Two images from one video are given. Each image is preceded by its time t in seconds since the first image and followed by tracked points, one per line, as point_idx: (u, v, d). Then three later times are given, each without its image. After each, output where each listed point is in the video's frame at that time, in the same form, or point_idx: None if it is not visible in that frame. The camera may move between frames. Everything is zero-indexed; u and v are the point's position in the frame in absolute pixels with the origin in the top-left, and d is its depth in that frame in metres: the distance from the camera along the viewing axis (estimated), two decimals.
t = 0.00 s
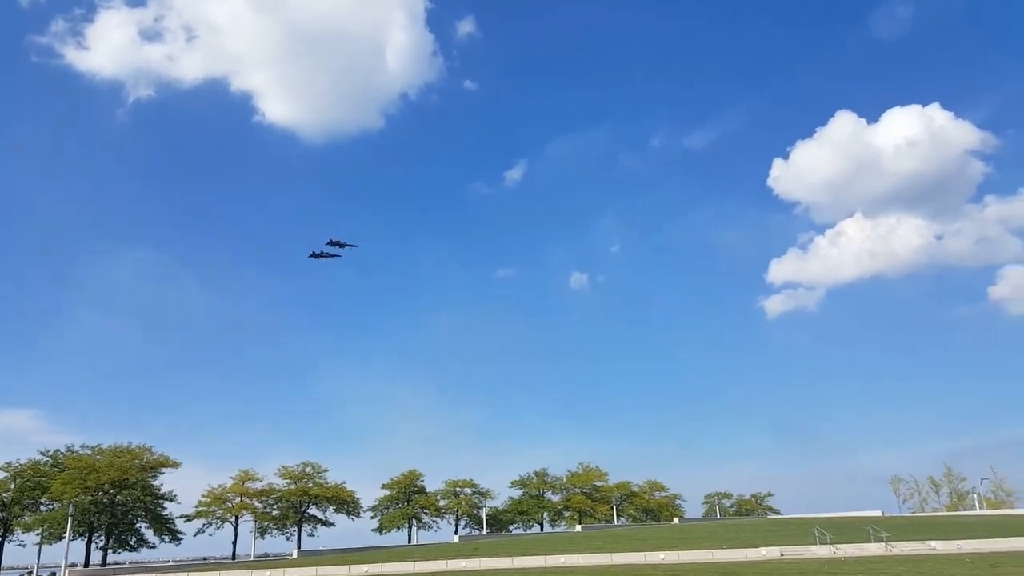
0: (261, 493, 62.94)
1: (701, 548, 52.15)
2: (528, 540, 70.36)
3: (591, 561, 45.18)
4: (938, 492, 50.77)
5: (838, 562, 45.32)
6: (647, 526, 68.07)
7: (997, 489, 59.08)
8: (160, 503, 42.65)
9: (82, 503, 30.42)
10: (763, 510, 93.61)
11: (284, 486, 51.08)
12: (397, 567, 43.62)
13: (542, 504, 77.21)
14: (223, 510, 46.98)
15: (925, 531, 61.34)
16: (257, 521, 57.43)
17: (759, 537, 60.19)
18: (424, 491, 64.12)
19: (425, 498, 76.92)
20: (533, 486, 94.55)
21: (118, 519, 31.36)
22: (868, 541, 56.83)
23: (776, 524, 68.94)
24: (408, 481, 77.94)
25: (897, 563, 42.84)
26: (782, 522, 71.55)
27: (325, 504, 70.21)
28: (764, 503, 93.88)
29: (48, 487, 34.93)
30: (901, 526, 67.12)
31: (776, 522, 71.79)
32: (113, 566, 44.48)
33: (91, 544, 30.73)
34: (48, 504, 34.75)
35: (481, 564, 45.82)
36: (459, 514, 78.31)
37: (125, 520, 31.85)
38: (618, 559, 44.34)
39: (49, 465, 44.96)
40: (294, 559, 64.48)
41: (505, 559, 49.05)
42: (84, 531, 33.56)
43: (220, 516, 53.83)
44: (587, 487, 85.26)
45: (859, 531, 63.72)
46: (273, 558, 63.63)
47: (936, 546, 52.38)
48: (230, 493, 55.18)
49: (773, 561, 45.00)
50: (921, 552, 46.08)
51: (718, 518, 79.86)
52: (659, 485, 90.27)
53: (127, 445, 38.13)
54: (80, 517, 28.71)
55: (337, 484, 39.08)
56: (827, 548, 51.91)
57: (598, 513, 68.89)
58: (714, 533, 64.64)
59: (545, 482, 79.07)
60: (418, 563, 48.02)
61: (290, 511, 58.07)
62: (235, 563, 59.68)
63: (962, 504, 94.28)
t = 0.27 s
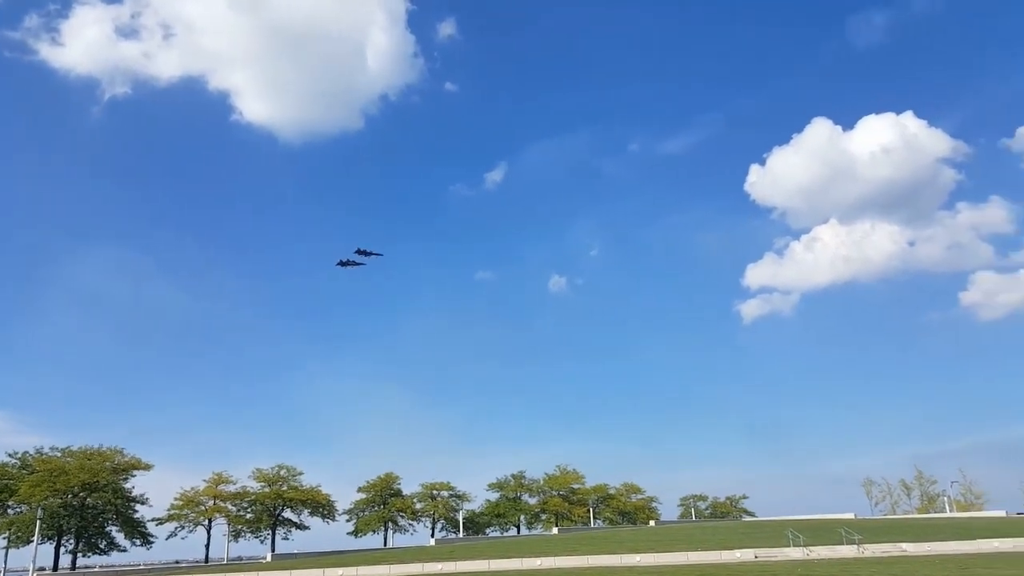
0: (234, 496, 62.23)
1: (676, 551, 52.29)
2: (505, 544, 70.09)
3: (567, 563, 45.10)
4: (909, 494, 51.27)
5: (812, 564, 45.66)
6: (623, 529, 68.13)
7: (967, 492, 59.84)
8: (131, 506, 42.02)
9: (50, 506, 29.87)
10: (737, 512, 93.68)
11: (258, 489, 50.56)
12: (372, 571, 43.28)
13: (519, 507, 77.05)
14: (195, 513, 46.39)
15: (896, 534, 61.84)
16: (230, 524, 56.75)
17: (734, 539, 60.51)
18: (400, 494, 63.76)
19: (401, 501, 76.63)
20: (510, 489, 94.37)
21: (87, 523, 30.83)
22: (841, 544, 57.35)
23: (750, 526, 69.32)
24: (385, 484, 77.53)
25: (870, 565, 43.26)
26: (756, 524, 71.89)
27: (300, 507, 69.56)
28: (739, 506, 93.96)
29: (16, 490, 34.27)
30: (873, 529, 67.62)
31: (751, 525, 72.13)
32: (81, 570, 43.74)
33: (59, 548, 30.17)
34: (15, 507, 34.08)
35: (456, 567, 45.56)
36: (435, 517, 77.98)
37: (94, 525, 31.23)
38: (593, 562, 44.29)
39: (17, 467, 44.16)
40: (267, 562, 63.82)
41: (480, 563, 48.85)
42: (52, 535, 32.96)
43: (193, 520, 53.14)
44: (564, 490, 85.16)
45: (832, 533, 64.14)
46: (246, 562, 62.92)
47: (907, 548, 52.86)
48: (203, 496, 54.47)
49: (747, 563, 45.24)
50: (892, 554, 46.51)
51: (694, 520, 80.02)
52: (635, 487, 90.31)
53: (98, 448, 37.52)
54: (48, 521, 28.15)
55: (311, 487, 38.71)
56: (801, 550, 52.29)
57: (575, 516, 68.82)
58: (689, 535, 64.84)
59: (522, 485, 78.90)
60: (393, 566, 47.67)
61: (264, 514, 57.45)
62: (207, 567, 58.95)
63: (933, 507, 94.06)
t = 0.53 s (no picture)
0: (211, 498, 61.61)
1: (654, 552, 52.51)
2: (484, 546, 69.89)
3: (547, 565, 45.22)
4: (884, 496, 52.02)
5: (789, 564, 46.06)
6: (603, 530, 68.38)
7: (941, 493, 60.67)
8: (106, 509, 41.56)
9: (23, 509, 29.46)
10: (715, 514, 93.82)
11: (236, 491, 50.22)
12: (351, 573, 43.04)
13: (499, 508, 77.04)
14: (172, 515, 45.95)
15: (872, 535, 62.56)
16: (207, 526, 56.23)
17: (712, 540, 60.89)
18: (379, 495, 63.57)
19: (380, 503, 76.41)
20: (489, 490, 94.32)
21: (60, 525, 30.46)
22: (817, 545, 57.94)
23: (728, 528, 69.77)
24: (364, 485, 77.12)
25: (846, 566, 43.73)
26: (734, 526, 72.33)
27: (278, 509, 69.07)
28: (717, 507, 94.08)
29: None
30: (848, 530, 68.30)
31: (729, 526, 72.53)
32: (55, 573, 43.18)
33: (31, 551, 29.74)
34: None
35: (436, 569, 45.53)
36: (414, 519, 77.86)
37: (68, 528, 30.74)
38: (573, 563, 44.47)
39: None
40: (244, 565, 63.29)
41: (460, 565, 48.73)
42: (24, 537, 32.56)
43: (169, 522, 52.60)
44: (543, 491, 85.30)
45: (808, 534, 64.78)
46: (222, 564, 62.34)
47: (882, 548, 53.60)
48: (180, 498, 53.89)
49: (726, 564, 45.56)
50: (868, 555, 47.18)
51: (672, 521, 80.32)
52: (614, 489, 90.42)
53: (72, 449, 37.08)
54: (20, 523, 27.72)
55: (291, 488, 38.52)
56: (778, 551, 52.74)
57: (555, 517, 68.91)
58: (668, 536, 65.14)
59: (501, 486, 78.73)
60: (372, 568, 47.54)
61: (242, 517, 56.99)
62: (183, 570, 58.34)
63: (906, 508, 94.19)
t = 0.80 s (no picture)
0: (194, 497, 61.47)
1: (638, 553, 52.83)
2: (467, 546, 69.86)
3: (530, 566, 45.48)
4: (865, 499, 52.71)
5: (771, 566, 46.52)
6: (586, 531, 68.64)
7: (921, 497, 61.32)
8: (86, 507, 41.43)
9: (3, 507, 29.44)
10: (699, 516, 93.58)
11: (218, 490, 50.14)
12: (335, 573, 43.05)
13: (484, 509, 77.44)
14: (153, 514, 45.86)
15: (853, 538, 63.12)
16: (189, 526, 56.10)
17: (695, 542, 61.28)
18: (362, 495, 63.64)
19: (364, 503, 76.85)
20: (475, 491, 94.48)
21: (40, 525, 30.40)
22: (798, 547, 58.49)
23: (711, 530, 70.15)
24: (348, 485, 76.94)
25: (826, 567, 44.22)
26: (717, 528, 72.87)
27: (260, 509, 69.03)
28: (701, 509, 93.92)
29: None
30: (831, 532, 68.83)
31: (712, 528, 73.05)
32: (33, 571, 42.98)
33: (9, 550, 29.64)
34: None
35: (420, 570, 45.70)
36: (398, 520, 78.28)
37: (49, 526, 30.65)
38: (557, 564, 44.79)
39: None
40: (225, 565, 63.14)
41: (444, 565, 48.86)
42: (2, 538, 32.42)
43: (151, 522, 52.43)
44: (528, 493, 85.68)
45: (790, 537, 65.34)
46: (203, 564, 62.22)
47: (862, 550, 54.27)
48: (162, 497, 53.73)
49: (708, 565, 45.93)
50: (848, 557, 47.97)
51: (656, 524, 80.59)
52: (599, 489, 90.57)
53: (52, 448, 36.96)
54: None
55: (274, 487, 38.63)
56: (760, 553, 53.19)
57: (540, 519, 69.15)
58: (651, 538, 65.46)
59: (486, 487, 78.74)
60: (356, 568, 47.63)
61: (224, 517, 56.89)
62: (164, 569, 58.19)
63: (888, 512, 94.20)
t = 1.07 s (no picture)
0: (166, 492, 61.01)
1: (611, 555, 53.14)
2: (442, 546, 69.74)
3: (504, 566, 45.74)
4: (835, 505, 53.54)
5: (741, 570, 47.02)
6: (560, 533, 69.00)
7: (891, 504, 62.21)
8: (56, 501, 41.07)
9: None
10: (673, 519, 93.54)
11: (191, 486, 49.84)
12: (307, 570, 43.02)
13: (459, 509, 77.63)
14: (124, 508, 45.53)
15: (823, 544, 63.89)
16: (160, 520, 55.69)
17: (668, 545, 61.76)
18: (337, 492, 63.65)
19: (339, 501, 76.70)
20: (451, 490, 94.49)
21: (10, 517, 30.25)
22: (770, 552, 59.14)
23: (684, 533, 70.63)
24: (322, 483, 76.75)
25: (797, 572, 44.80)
26: (689, 532, 73.43)
27: (233, 505, 68.66)
28: (674, 511, 93.87)
29: None
30: (802, 538, 69.48)
31: (685, 532, 73.60)
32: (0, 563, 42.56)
33: None
34: None
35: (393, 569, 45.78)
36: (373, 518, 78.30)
37: (17, 518, 30.28)
38: (530, 565, 45.06)
39: None
40: (196, 560, 62.71)
41: (419, 564, 48.89)
42: None
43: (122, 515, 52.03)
44: (504, 493, 85.98)
45: (760, 542, 66.04)
46: (173, 559, 61.78)
47: (831, 556, 55.14)
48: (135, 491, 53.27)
49: (680, 568, 46.32)
50: (817, 563, 48.79)
51: (630, 526, 81.05)
52: (574, 490, 90.82)
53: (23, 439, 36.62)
54: None
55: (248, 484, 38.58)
56: (731, 557, 53.73)
57: (515, 520, 69.28)
58: (625, 540, 65.83)
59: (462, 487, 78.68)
60: (328, 566, 47.60)
61: (196, 512, 56.60)
62: (134, 564, 57.74)
63: (858, 518, 94.15)
